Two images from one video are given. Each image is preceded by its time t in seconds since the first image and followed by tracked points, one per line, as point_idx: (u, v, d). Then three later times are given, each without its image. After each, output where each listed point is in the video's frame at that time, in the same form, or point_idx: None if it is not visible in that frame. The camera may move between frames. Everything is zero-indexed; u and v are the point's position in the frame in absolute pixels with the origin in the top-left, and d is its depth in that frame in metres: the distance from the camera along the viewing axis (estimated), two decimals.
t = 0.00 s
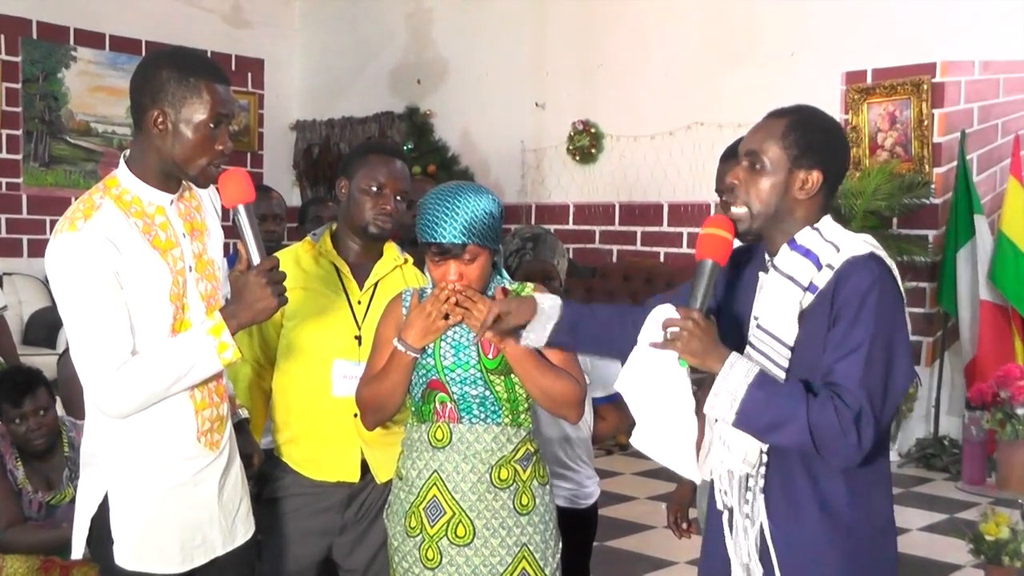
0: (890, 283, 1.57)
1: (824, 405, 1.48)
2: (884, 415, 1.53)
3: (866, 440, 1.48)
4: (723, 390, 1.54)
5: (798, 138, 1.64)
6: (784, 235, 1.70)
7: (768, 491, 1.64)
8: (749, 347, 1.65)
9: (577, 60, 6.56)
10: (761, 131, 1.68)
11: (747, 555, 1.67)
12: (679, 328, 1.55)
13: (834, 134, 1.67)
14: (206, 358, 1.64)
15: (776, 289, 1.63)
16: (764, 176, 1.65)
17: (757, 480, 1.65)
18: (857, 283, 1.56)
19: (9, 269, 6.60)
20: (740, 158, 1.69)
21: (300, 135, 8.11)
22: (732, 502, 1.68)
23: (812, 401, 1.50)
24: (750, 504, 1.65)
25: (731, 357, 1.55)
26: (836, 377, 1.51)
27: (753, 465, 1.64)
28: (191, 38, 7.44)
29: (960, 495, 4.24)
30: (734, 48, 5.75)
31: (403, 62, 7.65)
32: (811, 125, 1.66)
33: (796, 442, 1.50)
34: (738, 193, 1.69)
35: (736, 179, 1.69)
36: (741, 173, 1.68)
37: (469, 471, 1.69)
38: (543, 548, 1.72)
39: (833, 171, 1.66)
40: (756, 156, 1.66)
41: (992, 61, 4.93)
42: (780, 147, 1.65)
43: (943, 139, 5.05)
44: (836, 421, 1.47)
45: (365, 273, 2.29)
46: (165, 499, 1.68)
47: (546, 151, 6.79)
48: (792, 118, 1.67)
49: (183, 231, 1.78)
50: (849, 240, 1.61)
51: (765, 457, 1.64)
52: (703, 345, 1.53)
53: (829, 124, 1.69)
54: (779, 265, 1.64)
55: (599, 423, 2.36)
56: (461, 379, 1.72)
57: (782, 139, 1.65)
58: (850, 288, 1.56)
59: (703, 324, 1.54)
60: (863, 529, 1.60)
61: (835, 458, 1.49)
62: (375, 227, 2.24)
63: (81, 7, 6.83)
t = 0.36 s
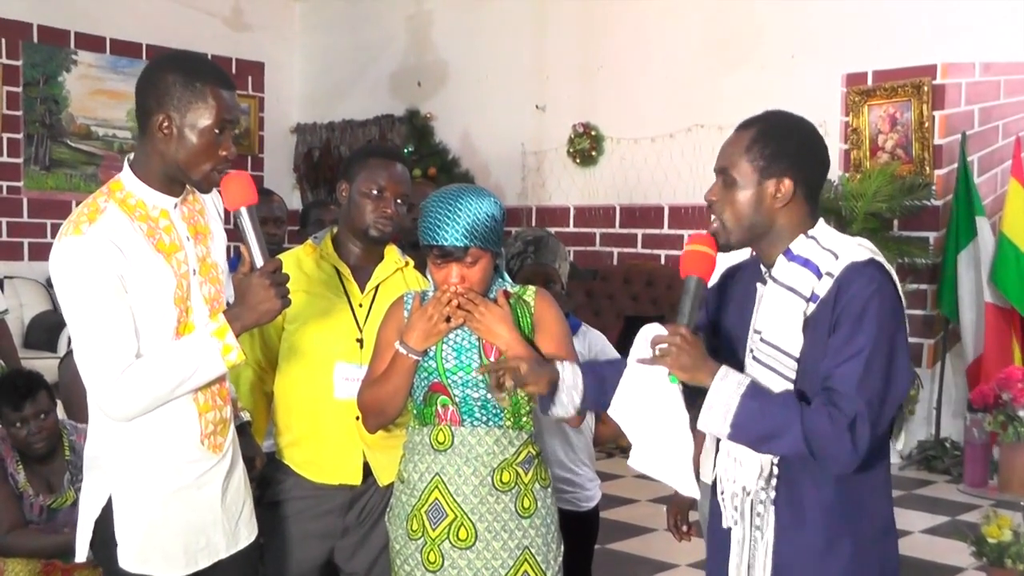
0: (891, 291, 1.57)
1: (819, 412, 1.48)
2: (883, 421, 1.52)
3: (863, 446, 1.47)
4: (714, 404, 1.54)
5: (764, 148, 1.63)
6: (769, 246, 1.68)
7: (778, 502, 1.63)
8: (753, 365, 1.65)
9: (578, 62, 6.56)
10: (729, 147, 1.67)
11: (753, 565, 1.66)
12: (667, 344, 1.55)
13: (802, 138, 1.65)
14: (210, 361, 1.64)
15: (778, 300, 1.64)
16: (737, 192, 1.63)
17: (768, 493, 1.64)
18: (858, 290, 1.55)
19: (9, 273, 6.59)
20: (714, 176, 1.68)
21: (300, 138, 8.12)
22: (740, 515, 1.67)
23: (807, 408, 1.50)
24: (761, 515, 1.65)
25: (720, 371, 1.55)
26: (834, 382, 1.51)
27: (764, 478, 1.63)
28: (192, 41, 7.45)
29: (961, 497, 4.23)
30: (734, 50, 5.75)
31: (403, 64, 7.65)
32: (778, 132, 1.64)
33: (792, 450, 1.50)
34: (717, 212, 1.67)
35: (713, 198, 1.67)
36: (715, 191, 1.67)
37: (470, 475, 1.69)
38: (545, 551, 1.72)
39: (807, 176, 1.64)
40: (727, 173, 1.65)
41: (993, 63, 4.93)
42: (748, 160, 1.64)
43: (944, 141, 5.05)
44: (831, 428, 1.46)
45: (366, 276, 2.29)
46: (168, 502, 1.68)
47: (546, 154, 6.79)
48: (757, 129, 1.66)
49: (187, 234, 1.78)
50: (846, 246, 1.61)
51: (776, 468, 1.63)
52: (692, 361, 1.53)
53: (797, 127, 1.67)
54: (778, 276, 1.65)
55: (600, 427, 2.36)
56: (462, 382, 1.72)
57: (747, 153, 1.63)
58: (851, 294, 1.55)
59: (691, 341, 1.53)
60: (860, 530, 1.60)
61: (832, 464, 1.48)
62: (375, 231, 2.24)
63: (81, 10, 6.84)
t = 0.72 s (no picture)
0: (875, 301, 1.49)
1: (761, 424, 1.49)
2: (842, 435, 1.47)
3: (803, 460, 1.45)
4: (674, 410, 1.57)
5: (767, 155, 1.59)
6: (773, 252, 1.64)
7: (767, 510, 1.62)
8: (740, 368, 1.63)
9: (581, 65, 6.56)
10: (741, 147, 1.64)
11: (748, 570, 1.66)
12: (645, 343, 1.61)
13: (816, 144, 1.60)
14: (219, 365, 1.63)
15: (768, 311, 1.61)
16: (740, 193, 1.61)
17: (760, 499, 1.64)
18: (834, 303, 1.49)
19: (13, 275, 6.59)
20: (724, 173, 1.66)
21: (303, 141, 8.13)
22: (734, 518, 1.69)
23: (751, 418, 1.50)
24: (751, 521, 1.65)
25: (686, 375, 1.57)
26: (787, 394, 1.48)
27: (752, 485, 1.65)
28: (196, 44, 7.47)
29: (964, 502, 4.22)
30: (738, 53, 5.75)
31: (406, 68, 7.66)
32: (788, 139, 1.59)
33: (734, 457, 1.51)
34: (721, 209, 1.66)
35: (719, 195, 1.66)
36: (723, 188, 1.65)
37: (473, 478, 1.68)
38: (548, 555, 1.72)
39: (815, 184, 1.59)
40: (734, 173, 1.62)
41: (997, 66, 4.91)
42: (754, 164, 1.60)
43: (948, 145, 5.03)
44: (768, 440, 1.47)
45: (370, 279, 2.29)
46: (174, 505, 1.68)
47: (550, 157, 6.79)
48: (769, 133, 1.61)
49: (195, 238, 1.78)
50: (839, 257, 1.54)
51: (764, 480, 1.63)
52: (661, 363, 1.57)
53: (812, 133, 1.61)
54: (771, 287, 1.62)
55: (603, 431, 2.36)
56: (465, 386, 1.72)
57: (752, 156, 1.60)
58: (828, 305, 1.49)
59: (662, 343, 1.58)
60: (832, 549, 1.53)
61: (772, 474, 1.48)
62: (378, 234, 2.24)
63: (85, 14, 6.86)
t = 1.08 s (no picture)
0: (906, 309, 1.46)
1: (783, 428, 1.49)
2: (865, 443, 1.46)
3: (821, 467, 1.45)
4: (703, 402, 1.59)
5: (807, 153, 1.57)
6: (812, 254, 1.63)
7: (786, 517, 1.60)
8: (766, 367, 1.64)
9: (584, 67, 6.56)
10: (782, 144, 1.62)
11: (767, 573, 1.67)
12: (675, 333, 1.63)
13: (861, 145, 1.57)
14: (223, 366, 1.63)
15: (797, 314, 1.61)
16: (779, 192, 1.60)
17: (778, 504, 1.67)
18: (863, 308, 1.47)
19: (16, 277, 6.61)
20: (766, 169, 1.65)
21: (306, 143, 8.14)
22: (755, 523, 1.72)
23: (774, 421, 1.50)
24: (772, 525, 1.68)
25: (714, 368, 1.59)
26: (811, 400, 1.47)
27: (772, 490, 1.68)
28: (199, 46, 7.47)
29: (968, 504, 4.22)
30: (742, 55, 5.75)
31: (409, 70, 7.67)
32: (830, 138, 1.57)
33: (756, 458, 1.52)
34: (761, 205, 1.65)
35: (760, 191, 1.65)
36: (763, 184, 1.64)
37: (475, 480, 1.68)
38: (550, 556, 1.72)
39: (856, 186, 1.56)
40: (775, 171, 1.61)
41: (1001, 68, 4.87)
42: (795, 163, 1.59)
43: (951, 147, 4.99)
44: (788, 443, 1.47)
45: (372, 280, 2.30)
46: (178, 507, 1.68)
47: (553, 159, 6.79)
48: (812, 130, 1.59)
49: (199, 239, 1.78)
50: (874, 262, 1.52)
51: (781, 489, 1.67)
52: (688, 354, 1.60)
53: (857, 134, 1.59)
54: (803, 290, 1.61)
55: (606, 432, 2.35)
56: (468, 387, 1.72)
57: (793, 154, 1.59)
58: (858, 311, 1.47)
59: (690, 333, 1.60)
60: (849, 558, 1.52)
61: (792, 478, 1.48)
62: (381, 236, 2.24)
63: (89, 16, 6.87)
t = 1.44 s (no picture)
0: (935, 307, 1.44)
1: (801, 422, 1.48)
2: (887, 441, 1.44)
3: (837, 463, 1.44)
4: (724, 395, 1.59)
5: (843, 144, 1.56)
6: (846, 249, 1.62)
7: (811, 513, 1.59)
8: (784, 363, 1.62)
9: (585, 65, 6.56)
10: (819, 135, 1.61)
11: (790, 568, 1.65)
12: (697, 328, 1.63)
13: (899, 137, 1.55)
14: (221, 364, 1.64)
15: (827, 308, 1.58)
16: (813, 182, 1.59)
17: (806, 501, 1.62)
18: (891, 306, 1.45)
19: (17, 275, 6.61)
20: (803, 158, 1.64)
21: (308, 141, 8.14)
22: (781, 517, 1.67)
23: (792, 416, 1.50)
24: (799, 524, 1.63)
25: (735, 364, 1.59)
26: (834, 396, 1.47)
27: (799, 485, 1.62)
28: (200, 44, 7.47)
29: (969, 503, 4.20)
30: (743, 54, 5.75)
31: (410, 68, 7.67)
32: (869, 129, 1.56)
33: (773, 452, 1.52)
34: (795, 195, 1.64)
35: (795, 181, 1.64)
36: (799, 173, 1.64)
37: (475, 478, 1.68)
38: (550, 554, 1.72)
39: (893, 177, 1.55)
40: (810, 162, 1.61)
41: (1002, 66, 4.86)
42: (829, 153, 1.58)
43: (952, 145, 4.98)
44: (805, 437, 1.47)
45: (372, 279, 2.30)
46: (177, 505, 1.68)
47: (554, 157, 6.79)
48: (849, 121, 1.58)
49: (198, 237, 1.78)
50: (906, 257, 1.49)
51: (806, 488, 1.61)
52: (711, 348, 1.60)
53: (896, 125, 1.57)
54: (834, 284, 1.58)
55: (605, 430, 2.35)
56: (467, 385, 1.72)
57: (828, 144, 1.58)
58: (886, 307, 1.46)
59: (712, 329, 1.60)
60: (864, 556, 1.51)
61: (808, 474, 1.48)
62: (382, 234, 2.24)
63: (89, 13, 6.87)
